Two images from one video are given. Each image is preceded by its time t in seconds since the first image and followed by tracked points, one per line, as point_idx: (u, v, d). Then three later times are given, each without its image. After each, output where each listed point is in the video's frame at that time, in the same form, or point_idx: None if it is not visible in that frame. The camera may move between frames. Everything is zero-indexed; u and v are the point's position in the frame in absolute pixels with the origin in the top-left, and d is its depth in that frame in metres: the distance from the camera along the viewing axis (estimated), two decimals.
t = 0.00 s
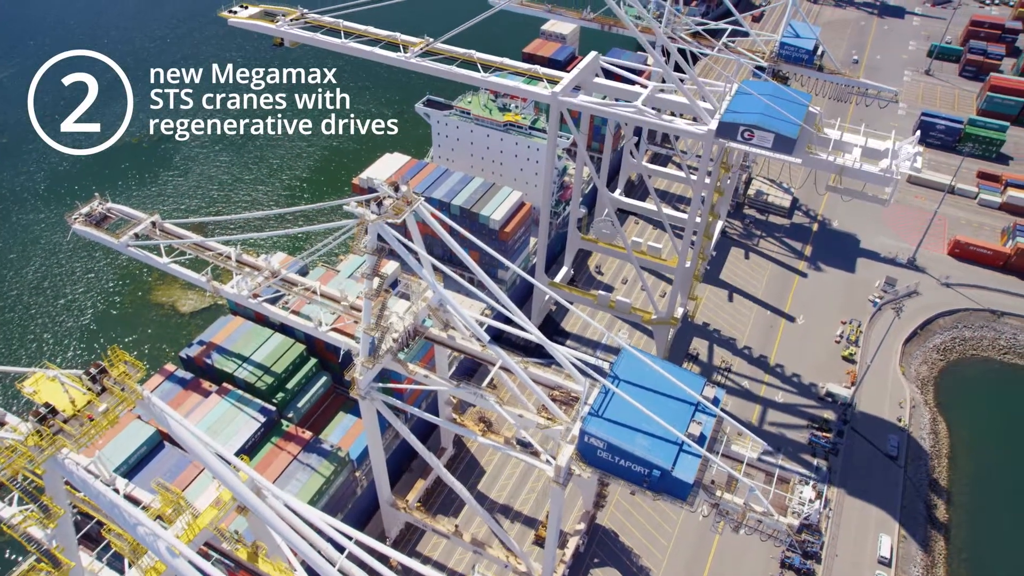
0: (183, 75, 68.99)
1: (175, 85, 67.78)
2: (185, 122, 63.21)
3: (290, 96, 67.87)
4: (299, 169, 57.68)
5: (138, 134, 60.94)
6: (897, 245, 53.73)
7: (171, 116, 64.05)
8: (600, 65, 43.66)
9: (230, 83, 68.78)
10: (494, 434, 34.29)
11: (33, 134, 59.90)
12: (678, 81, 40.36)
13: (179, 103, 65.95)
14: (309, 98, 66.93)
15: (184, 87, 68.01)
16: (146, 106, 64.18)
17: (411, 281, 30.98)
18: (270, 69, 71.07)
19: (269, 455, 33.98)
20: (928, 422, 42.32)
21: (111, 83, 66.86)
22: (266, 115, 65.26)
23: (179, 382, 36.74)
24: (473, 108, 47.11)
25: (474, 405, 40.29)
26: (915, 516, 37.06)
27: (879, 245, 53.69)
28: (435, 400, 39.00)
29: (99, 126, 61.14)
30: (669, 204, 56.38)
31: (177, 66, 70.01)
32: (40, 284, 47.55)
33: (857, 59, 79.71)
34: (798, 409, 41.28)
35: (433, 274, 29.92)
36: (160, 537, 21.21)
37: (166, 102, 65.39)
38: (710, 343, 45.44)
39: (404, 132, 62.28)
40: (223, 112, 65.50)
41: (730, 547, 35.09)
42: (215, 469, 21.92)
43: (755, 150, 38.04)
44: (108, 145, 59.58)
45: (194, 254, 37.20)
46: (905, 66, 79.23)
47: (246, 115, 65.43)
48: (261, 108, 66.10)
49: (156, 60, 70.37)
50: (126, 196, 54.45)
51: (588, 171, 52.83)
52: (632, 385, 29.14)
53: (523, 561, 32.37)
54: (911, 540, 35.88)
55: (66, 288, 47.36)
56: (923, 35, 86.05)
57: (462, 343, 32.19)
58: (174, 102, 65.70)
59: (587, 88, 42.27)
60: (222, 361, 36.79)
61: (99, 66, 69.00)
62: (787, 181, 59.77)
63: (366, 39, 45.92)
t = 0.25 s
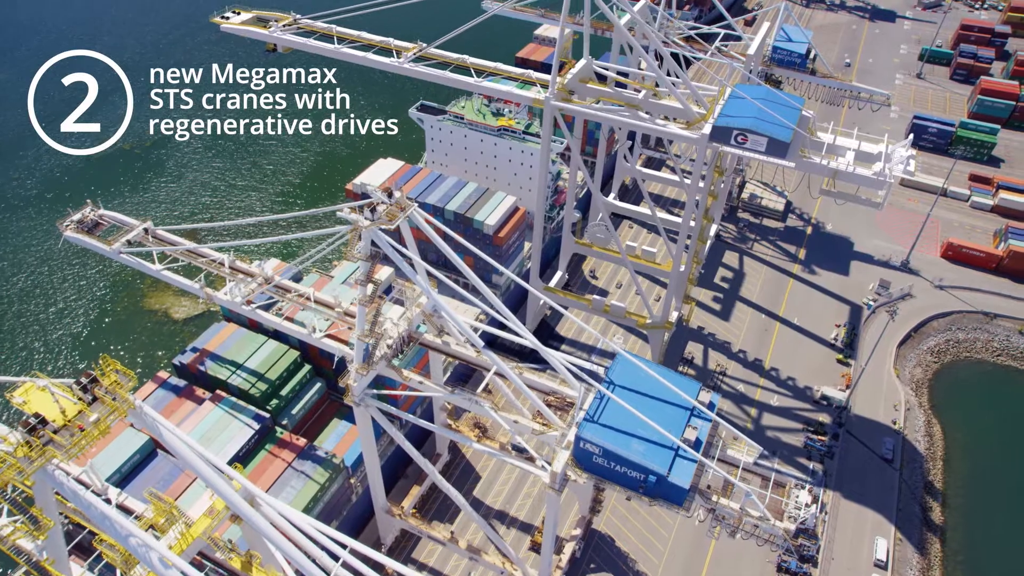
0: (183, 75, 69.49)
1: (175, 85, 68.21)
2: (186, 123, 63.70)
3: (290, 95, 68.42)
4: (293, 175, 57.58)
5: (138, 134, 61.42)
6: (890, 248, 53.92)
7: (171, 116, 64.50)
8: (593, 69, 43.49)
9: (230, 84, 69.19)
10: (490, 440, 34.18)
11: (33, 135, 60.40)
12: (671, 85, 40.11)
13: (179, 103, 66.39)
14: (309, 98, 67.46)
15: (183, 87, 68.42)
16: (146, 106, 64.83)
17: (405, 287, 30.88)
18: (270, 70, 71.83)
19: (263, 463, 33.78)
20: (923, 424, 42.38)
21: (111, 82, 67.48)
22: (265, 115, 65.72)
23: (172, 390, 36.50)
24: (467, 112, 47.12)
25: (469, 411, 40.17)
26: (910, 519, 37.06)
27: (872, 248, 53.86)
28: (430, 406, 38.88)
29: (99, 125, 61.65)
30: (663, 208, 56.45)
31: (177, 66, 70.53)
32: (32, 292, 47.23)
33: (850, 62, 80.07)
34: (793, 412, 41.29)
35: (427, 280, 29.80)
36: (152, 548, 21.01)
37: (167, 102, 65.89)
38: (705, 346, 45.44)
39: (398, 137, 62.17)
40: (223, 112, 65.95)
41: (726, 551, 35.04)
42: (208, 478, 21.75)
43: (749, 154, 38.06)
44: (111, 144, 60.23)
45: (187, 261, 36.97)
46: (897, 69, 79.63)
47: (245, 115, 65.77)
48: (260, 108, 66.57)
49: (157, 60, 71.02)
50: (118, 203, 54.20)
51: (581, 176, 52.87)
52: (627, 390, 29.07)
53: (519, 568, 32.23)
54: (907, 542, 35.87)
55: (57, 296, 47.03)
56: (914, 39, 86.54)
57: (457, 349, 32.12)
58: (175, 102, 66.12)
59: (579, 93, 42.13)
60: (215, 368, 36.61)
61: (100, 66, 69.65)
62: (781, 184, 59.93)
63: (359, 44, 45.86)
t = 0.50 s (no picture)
0: (183, 75, 70.17)
1: (175, 85, 68.84)
2: (186, 122, 64.26)
3: (290, 95, 69.18)
4: (287, 180, 57.51)
5: (138, 135, 61.93)
6: (884, 250, 54.06)
7: (172, 116, 65.05)
8: (587, 73, 43.31)
9: (230, 84, 70.07)
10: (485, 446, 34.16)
11: (34, 135, 60.98)
12: (665, 89, 39.79)
13: (180, 103, 67.09)
14: (309, 99, 68.23)
15: (184, 87, 69.07)
16: (146, 106, 65.41)
17: (400, 293, 30.78)
18: (269, 70, 72.59)
19: (258, 470, 33.57)
20: (918, 426, 42.42)
21: (111, 82, 68.09)
22: (266, 115, 66.36)
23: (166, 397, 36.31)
24: (461, 117, 47.09)
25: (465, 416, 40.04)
26: (906, 521, 37.05)
27: (867, 250, 54.00)
28: (426, 412, 38.81)
29: (99, 125, 62.18)
30: (658, 212, 56.52)
31: (177, 66, 71.18)
32: (24, 299, 46.93)
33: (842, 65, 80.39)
34: (789, 415, 41.27)
35: (422, 286, 29.65)
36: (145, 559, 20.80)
37: (167, 102, 66.58)
38: (700, 350, 45.42)
39: (392, 142, 62.15)
40: (223, 111, 66.66)
41: (723, 555, 34.99)
42: (202, 488, 21.58)
43: (743, 158, 38.00)
44: (111, 143, 60.83)
45: (181, 267, 36.72)
46: (889, 72, 79.98)
47: (246, 115, 66.48)
48: (261, 108, 67.27)
49: (156, 61, 71.65)
50: (112, 209, 53.99)
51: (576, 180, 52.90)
52: (623, 395, 28.98)
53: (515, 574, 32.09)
54: (903, 545, 35.85)
55: (49, 304, 46.71)
56: (906, 42, 86.96)
57: (452, 355, 32.02)
58: (175, 102, 66.73)
59: (574, 97, 41.98)
60: (209, 375, 36.39)
61: (99, 66, 70.31)
62: (775, 187, 60.04)
63: (352, 49, 45.77)
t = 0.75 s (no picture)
0: (183, 75, 70.79)
1: (175, 85, 69.56)
2: (186, 122, 64.84)
3: (291, 96, 69.90)
4: (282, 184, 57.40)
5: (139, 135, 62.51)
6: (879, 252, 54.21)
7: (172, 116, 65.67)
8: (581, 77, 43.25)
9: (230, 83, 70.95)
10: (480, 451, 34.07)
11: (35, 135, 61.56)
12: (659, 93, 39.79)
13: (179, 103, 67.67)
14: (309, 99, 69.08)
15: (184, 87, 69.78)
16: (146, 106, 66.05)
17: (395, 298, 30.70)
18: (269, 70, 73.98)
19: (253, 477, 33.38)
20: (914, 428, 42.47)
21: (111, 82, 68.74)
22: (266, 115, 66.99)
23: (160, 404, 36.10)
24: (455, 121, 47.10)
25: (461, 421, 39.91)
26: (903, 523, 37.05)
27: (861, 252, 54.13)
28: (422, 417, 38.70)
29: (98, 126, 62.73)
30: (653, 215, 56.58)
31: (177, 67, 71.89)
32: (16, 306, 46.67)
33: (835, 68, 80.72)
34: (785, 418, 41.26)
35: (416, 291, 29.52)
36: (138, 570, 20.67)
37: (167, 102, 67.16)
38: (696, 353, 45.42)
39: (387, 146, 62.16)
40: (223, 111, 67.23)
41: (720, 559, 34.94)
42: (195, 496, 21.46)
43: (737, 161, 38.07)
44: (112, 143, 61.41)
45: (174, 273, 36.51)
46: (882, 74, 80.35)
47: (246, 115, 67.16)
48: (260, 108, 67.93)
49: (156, 62, 72.35)
50: (105, 215, 53.79)
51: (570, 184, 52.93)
52: (619, 399, 28.90)
53: None
54: (900, 547, 35.83)
55: (41, 311, 46.45)
56: (898, 44, 87.42)
57: (447, 360, 31.95)
58: (175, 102, 67.41)
59: (567, 102, 41.94)
60: (204, 382, 36.18)
61: (100, 66, 71.02)
62: (769, 190, 60.17)
63: (346, 54, 45.74)
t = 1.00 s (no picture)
0: (182, 75, 71.27)
1: (175, 85, 70.07)
2: (186, 122, 65.42)
3: (290, 95, 70.71)
4: (275, 191, 57.18)
5: (139, 134, 63.11)
6: (873, 254, 54.34)
7: (172, 116, 66.18)
8: (575, 81, 43.21)
9: (230, 83, 71.67)
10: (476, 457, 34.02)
11: (35, 135, 62.20)
12: (653, 96, 39.81)
13: (179, 103, 68.18)
14: (309, 98, 69.91)
15: (184, 87, 70.38)
16: (147, 106, 66.62)
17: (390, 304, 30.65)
18: (269, 70, 74.46)
19: (247, 485, 33.16)
20: (910, 430, 42.53)
21: (110, 82, 69.42)
22: (266, 115, 67.76)
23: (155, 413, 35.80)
24: (449, 126, 47.14)
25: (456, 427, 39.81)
26: (900, 525, 37.06)
27: (856, 255, 54.24)
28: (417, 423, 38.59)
29: (98, 125, 63.26)
30: (647, 218, 56.61)
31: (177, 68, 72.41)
32: (9, 314, 46.39)
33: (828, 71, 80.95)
34: (781, 421, 41.27)
35: (412, 297, 29.37)
36: None
37: (166, 102, 67.68)
38: (692, 357, 45.41)
39: (381, 150, 62.15)
40: (223, 111, 67.85)
41: (717, 563, 34.90)
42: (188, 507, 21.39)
43: (732, 164, 38.12)
44: (111, 144, 61.86)
45: (168, 280, 36.27)
46: (875, 77, 80.63)
47: (247, 114, 67.94)
48: (260, 108, 68.68)
49: (156, 62, 73.01)
50: (97, 222, 53.54)
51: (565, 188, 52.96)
52: (615, 405, 28.85)
53: None
54: (897, 549, 35.82)
55: (32, 319, 46.13)
56: (890, 47, 87.81)
57: (443, 366, 31.86)
58: (175, 102, 67.93)
59: (561, 106, 41.91)
60: (198, 389, 35.93)
61: (97, 69, 71.40)
62: (764, 193, 60.27)
63: (339, 59, 45.66)
